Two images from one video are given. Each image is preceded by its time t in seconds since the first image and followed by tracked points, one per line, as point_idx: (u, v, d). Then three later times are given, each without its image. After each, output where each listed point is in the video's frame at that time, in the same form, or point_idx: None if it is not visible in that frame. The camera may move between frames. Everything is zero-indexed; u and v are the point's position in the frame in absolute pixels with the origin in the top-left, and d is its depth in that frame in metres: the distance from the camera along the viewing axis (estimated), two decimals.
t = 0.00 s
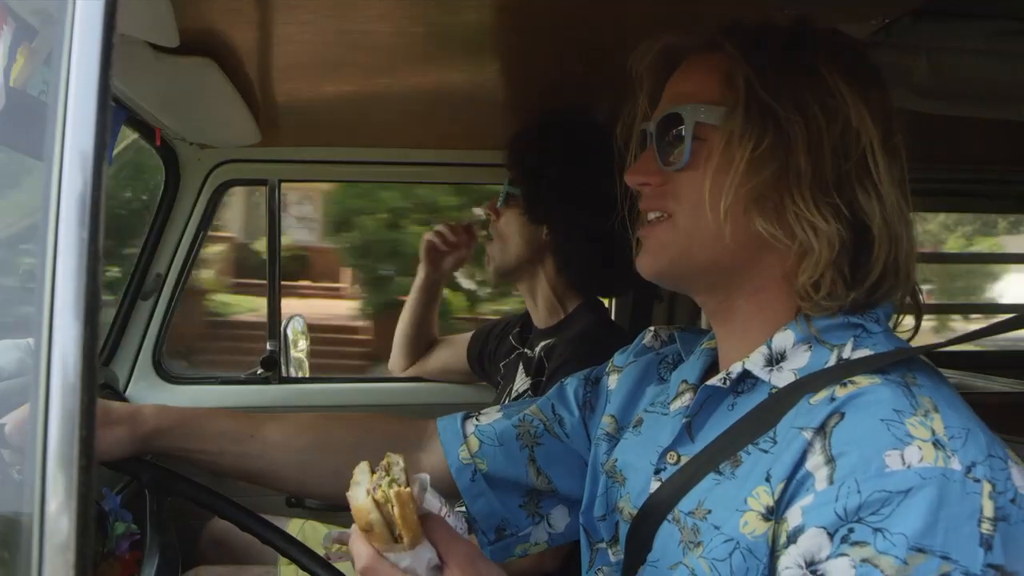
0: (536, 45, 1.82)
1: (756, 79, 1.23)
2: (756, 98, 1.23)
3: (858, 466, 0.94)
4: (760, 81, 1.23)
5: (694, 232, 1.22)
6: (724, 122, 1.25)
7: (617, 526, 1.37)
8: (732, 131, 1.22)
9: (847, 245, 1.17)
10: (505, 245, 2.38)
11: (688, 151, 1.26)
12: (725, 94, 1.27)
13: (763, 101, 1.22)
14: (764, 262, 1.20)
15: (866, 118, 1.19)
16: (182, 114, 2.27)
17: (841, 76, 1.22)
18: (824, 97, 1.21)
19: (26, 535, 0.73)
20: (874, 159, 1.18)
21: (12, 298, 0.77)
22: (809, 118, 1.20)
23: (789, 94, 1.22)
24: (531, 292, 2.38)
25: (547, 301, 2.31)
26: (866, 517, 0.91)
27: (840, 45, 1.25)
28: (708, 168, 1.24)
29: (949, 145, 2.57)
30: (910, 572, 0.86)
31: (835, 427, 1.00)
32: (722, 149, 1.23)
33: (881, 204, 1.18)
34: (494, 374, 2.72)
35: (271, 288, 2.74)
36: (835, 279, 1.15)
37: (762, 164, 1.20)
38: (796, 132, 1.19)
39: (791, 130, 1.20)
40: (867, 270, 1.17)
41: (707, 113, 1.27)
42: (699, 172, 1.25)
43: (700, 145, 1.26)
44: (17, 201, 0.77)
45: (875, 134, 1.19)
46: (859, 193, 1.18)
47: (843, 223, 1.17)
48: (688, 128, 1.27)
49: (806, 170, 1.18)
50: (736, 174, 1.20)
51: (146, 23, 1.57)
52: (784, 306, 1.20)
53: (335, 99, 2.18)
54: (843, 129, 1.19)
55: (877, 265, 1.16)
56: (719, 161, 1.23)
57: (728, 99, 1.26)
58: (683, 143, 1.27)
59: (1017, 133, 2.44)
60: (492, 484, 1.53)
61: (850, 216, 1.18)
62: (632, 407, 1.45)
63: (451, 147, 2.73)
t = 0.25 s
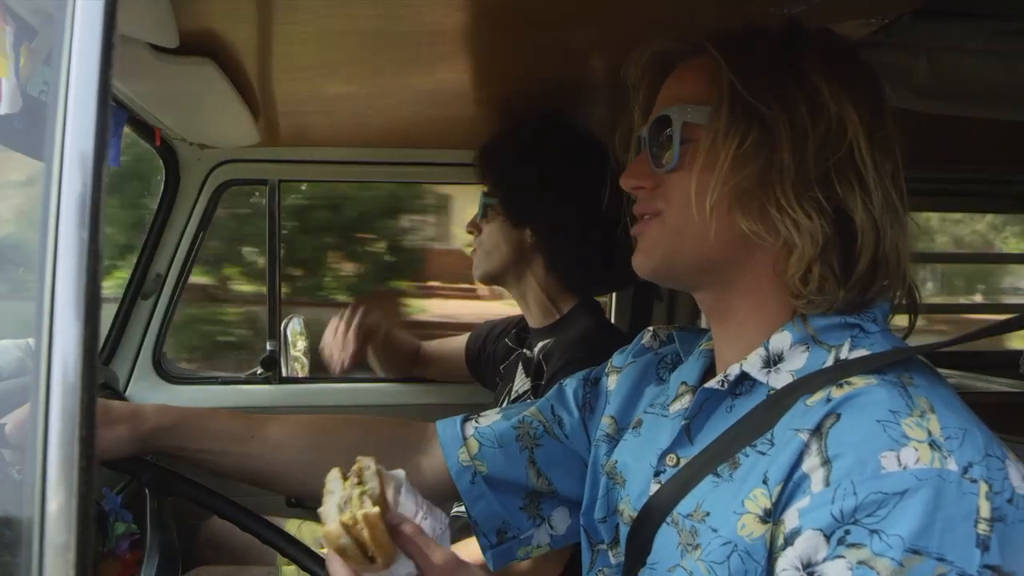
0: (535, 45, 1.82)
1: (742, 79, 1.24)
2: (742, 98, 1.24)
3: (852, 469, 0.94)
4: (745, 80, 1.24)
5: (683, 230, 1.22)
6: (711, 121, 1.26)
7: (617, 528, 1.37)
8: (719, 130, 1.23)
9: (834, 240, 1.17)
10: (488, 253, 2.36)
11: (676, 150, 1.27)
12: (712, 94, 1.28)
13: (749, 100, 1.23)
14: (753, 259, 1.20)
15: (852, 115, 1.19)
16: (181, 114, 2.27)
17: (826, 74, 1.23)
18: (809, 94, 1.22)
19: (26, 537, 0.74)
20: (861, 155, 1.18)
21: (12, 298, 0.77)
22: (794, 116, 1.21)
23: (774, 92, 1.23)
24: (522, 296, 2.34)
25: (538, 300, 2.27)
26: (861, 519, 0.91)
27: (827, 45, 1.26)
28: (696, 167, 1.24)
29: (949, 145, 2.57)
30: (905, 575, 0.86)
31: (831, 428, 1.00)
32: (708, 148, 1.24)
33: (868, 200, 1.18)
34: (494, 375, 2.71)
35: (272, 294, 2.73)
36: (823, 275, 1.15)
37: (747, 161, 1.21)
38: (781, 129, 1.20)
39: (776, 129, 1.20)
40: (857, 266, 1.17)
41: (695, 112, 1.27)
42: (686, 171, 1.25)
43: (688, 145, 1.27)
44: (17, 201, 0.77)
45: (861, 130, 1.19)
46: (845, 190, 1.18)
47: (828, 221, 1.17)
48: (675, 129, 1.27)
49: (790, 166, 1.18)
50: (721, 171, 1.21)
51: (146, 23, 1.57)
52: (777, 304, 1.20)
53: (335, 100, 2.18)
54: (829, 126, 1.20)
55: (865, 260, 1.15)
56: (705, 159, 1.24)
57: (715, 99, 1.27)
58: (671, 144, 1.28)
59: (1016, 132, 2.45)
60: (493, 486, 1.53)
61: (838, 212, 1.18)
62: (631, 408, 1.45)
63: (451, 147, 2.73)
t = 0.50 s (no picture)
0: (537, 47, 1.82)
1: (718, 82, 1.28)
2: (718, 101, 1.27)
3: (853, 468, 0.94)
4: (721, 84, 1.28)
5: (666, 234, 1.27)
6: (688, 124, 1.30)
7: (620, 529, 1.37)
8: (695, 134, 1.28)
9: (816, 239, 1.17)
10: (484, 264, 2.35)
11: (656, 154, 1.31)
12: (694, 99, 1.32)
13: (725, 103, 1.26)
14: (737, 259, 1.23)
15: (832, 110, 1.18)
16: (182, 115, 2.27)
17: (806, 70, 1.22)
18: (786, 93, 1.21)
19: (28, 536, 0.74)
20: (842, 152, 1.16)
21: (14, 299, 0.77)
22: (771, 115, 1.21)
23: (750, 93, 1.24)
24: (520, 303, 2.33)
25: (536, 304, 2.26)
26: (862, 517, 0.91)
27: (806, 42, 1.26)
28: (674, 170, 1.29)
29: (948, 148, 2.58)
30: (902, 573, 0.87)
31: (832, 428, 1.00)
32: (686, 152, 1.29)
33: (852, 196, 1.17)
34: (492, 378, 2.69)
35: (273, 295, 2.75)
36: (803, 273, 1.16)
37: (719, 164, 1.24)
38: (755, 131, 1.21)
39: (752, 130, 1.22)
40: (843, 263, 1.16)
41: (674, 117, 1.31)
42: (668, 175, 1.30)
43: (668, 150, 1.31)
44: (20, 202, 0.77)
45: (842, 124, 1.17)
46: (823, 189, 1.17)
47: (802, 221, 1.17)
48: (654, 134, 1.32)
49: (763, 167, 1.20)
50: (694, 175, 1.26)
51: (148, 23, 1.57)
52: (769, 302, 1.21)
53: (336, 101, 2.18)
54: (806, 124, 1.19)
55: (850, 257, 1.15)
56: (682, 163, 1.28)
57: (696, 103, 1.31)
58: (649, 150, 1.32)
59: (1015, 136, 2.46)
60: (495, 488, 1.53)
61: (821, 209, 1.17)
62: (634, 408, 1.45)
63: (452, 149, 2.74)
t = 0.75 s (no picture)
0: (535, 45, 1.82)
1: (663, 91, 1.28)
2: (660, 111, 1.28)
3: (850, 471, 0.95)
4: (665, 92, 1.28)
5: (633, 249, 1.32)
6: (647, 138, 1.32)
7: (619, 529, 1.37)
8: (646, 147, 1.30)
9: (739, 244, 1.17)
10: (490, 265, 2.28)
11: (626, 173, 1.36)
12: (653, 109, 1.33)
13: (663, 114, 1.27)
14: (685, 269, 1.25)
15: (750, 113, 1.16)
16: (180, 114, 2.27)
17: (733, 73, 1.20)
18: (711, 98, 1.21)
19: (26, 531, 0.74)
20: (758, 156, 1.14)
21: (12, 300, 0.77)
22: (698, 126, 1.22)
23: (685, 101, 1.24)
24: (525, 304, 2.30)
25: (542, 305, 2.25)
26: (859, 522, 0.92)
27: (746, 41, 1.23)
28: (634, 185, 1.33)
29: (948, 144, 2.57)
30: None
31: (828, 431, 1.00)
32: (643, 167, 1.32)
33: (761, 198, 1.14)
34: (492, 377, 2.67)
35: (272, 295, 2.75)
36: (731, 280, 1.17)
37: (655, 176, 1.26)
38: (683, 140, 1.22)
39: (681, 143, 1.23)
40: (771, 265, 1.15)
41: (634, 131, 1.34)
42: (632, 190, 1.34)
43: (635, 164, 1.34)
44: (18, 203, 0.77)
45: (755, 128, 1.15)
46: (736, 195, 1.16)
47: (726, 229, 1.17)
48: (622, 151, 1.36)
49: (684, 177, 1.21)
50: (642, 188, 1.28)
51: (145, 23, 1.57)
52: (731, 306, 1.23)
53: (335, 100, 2.18)
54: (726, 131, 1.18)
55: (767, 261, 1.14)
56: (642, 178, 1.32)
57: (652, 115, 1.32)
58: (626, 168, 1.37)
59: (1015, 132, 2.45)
60: (496, 489, 1.53)
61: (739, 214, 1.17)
62: (634, 409, 1.45)
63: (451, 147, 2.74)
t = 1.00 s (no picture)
0: (536, 45, 1.82)
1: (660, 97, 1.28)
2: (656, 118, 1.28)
3: (850, 469, 0.95)
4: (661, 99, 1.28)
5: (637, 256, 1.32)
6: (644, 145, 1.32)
7: (620, 529, 1.37)
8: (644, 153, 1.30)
9: (726, 250, 1.17)
10: (495, 270, 2.28)
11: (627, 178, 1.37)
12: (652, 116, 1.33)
13: (658, 120, 1.27)
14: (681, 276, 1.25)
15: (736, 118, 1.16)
16: (181, 114, 2.27)
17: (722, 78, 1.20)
18: (701, 104, 1.21)
19: (27, 531, 0.74)
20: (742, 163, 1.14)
21: (13, 300, 0.77)
22: (688, 133, 1.22)
23: (677, 107, 1.25)
24: (528, 307, 2.30)
25: (544, 306, 2.25)
26: (859, 519, 0.92)
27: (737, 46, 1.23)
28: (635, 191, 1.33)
29: (948, 146, 2.57)
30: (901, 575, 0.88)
31: (829, 429, 1.00)
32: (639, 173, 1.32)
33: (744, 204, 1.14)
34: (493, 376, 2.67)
35: (271, 295, 2.75)
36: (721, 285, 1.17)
37: (652, 183, 1.26)
38: (675, 147, 1.22)
39: (669, 149, 1.23)
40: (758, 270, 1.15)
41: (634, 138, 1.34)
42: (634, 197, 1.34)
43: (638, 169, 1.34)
44: (20, 202, 0.78)
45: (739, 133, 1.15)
46: (720, 201, 1.16)
47: (712, 236, 1.17)
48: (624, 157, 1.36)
49: (675, 183, 1.21)
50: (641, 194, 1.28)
51: (147, 23, 1.57)
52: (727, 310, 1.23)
53: (336, 100, 2.18)
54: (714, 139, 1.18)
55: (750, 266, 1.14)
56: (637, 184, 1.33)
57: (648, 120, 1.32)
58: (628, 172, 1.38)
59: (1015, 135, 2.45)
60: (500, 493, 1.54)
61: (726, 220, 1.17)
62: (637, 410, 1.45)
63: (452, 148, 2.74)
